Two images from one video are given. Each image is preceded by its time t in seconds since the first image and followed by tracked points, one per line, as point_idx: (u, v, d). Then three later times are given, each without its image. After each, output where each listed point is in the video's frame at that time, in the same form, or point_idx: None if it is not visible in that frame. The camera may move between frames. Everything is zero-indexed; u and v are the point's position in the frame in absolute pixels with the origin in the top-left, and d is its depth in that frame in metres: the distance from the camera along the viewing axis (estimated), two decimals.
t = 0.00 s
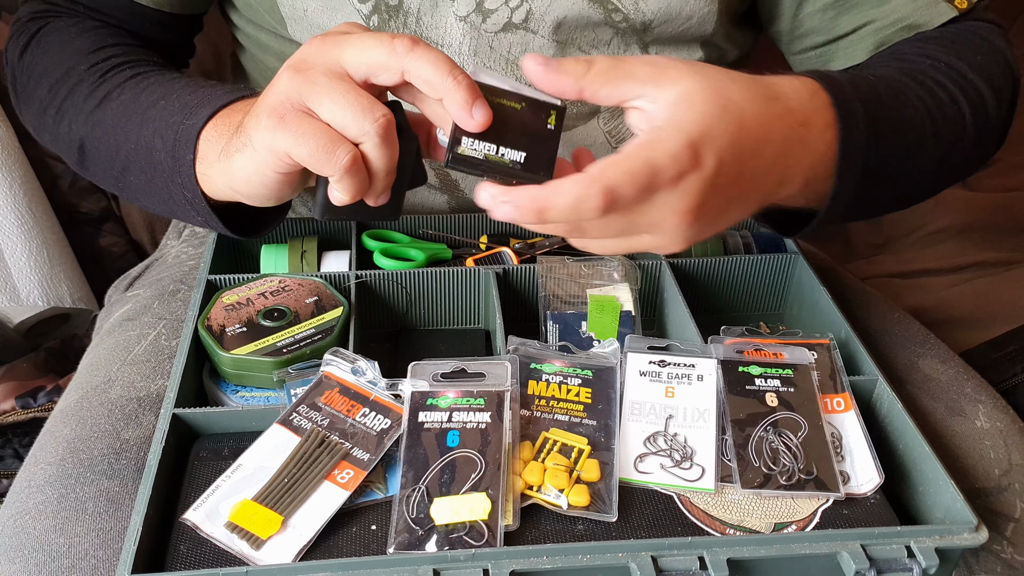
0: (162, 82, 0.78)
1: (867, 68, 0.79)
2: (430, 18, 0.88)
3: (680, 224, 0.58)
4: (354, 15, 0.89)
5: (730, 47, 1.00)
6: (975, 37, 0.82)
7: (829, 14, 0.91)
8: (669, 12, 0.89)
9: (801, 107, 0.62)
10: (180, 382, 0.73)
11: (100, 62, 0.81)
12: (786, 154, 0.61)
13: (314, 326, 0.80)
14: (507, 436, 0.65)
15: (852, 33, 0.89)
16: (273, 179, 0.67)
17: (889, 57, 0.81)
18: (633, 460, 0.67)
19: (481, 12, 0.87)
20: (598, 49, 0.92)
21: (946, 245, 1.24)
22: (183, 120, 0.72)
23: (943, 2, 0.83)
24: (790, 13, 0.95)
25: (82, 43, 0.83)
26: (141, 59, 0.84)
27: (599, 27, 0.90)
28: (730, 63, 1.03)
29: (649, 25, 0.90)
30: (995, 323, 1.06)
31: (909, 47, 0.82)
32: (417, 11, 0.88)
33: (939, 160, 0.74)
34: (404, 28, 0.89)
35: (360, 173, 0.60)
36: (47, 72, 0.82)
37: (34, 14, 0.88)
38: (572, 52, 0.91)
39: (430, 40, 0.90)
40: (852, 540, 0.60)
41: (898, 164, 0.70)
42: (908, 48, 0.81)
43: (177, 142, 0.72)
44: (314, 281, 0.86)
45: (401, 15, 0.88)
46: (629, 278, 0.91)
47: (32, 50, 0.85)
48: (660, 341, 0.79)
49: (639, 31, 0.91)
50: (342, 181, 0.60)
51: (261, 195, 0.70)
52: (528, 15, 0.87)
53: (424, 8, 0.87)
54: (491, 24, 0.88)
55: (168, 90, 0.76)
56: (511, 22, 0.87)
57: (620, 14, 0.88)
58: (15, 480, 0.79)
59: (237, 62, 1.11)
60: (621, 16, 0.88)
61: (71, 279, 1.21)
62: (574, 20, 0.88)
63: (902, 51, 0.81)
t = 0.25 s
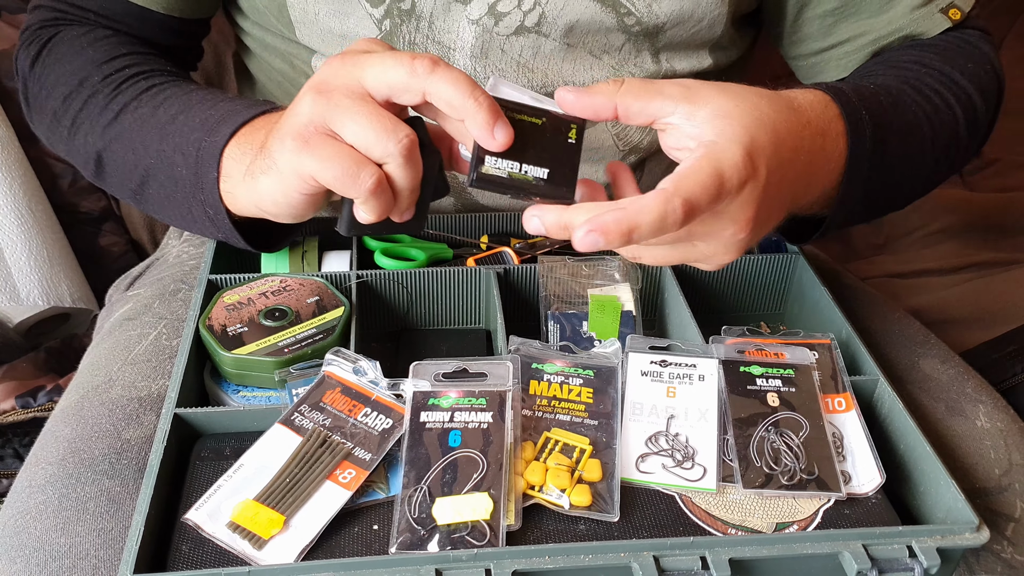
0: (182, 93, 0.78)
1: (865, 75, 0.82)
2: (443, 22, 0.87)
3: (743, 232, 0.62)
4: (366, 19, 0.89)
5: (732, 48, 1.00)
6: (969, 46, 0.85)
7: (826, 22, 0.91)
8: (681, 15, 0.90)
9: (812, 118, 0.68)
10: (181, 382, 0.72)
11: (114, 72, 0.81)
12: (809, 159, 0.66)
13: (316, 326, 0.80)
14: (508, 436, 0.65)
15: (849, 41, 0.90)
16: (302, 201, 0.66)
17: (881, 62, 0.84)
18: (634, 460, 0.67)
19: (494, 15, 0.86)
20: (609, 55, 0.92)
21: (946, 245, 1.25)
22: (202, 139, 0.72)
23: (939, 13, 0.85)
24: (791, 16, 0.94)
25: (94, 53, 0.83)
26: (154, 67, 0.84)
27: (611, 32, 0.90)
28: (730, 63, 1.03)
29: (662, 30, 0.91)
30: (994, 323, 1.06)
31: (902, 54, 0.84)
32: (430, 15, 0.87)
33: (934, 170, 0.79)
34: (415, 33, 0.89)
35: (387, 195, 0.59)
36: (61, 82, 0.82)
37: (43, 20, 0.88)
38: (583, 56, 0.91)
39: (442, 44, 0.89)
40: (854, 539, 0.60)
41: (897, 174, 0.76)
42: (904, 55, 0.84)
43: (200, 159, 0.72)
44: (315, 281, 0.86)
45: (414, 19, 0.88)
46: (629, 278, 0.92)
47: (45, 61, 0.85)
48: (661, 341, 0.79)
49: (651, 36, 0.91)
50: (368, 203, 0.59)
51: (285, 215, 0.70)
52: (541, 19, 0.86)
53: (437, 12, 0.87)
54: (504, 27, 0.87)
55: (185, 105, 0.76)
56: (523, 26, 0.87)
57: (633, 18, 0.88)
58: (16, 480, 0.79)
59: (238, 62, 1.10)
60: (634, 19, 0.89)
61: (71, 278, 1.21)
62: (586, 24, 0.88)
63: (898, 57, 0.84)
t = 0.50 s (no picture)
0: (178, 92, 0.77)
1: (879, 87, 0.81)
2: (439, 24, 0.87)
3: (796, 262, 0.58)
4: (362, 22, 0.88)
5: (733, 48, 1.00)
6: (975, 50, 0.84)
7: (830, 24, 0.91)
8: (678, 17, 0.89)
9: (843, 132, 0.66)
10: (181, 382, 0.72)
11: (111, 74, 0.81)
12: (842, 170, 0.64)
13: (315, 326, 0.80)
14: (508, 436, 0.65)
15: (853, 44, 0.90)
16: (287, 212, 0.67)
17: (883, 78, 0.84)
18: (634, 460, 0.67)
19: (491, 18, 0.86)
20: (606, 56, 0.92)
21: (946, 245, 1.25)
22: (190, 142, 0.71)
23: (944, 17, 0.84)
24: (796, 16, 0.94)
25: (92, 54, 0.83)
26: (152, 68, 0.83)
27: (608, 33, 0.89)
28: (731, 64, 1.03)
29: (658, 31, 0.90)
30: (994, 323, 1.06)
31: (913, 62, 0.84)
32: (425, 18, 0.87)
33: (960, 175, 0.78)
34: (412, 36, 0.88)
35: (370, 209, 0.61)
36: (61, 85, 0.82)
37: (44, 23, 0.88)
38: (580, 58, 0.91)
39: (438, 46, 0.89)
40: (853, 539, 0.60)
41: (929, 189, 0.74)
42: (911, 65, 0.83)
43: (188, 163, 0.71)
44: (315, 281, 0.86)
45: (410, 22, 0.87)
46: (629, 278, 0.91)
47: (45, 61, 0.85)
48: (661, 341, 0.79)
49: (648, 37, 0.91)
50: (352, 219, 0.61)
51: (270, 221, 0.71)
52: (537, 21, 0.86)
53: (433, 14, 0.87)
54: (500, 30, 0.87)
55: (173, 106, 0.75)
56: (519, 28, 0.87)
57: (629, 20, 0.88)
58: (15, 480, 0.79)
59: (239, 62, 1.10)
60: (630, 21, 0.88)
61: (71, 278, 1.21)
62: (582, 27, 0.88)
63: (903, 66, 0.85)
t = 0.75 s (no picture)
0: (162, 91, 0.78)
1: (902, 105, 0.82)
2: (424, 28, 0.87)
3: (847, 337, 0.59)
4: (348, 26, 0.89)
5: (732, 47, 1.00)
6: (990, 51, 0.85)
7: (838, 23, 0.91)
8: (665, 19, 0.89)
9: (886, 176, 0.67)
10: (180, 382, 0.73)
11: (98, 72, 0.82)
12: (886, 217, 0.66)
13: (314, 326, 0.80)
14: (507, 437, 0.65)
15: (861, 46, 0.90)
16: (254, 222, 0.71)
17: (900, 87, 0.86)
18: (633, 460, 0.67)
19: (477, 21, 0.86)
20: (595, 56, 0.92)
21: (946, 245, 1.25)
22: (164, 141, 0.73)
23: (953, 14, 0.85)
24: (801, 17, 0.94)
25: (83, 50, 0.84)
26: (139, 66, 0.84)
27: (595, 34, 0.89)
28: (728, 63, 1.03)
29: (645, 33, 0.90)
30: (995, 323, 1.06)
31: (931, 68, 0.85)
32: (411, 22, 0.87)
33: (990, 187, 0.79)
34: (398, 39, 0.88)
35: (330, 221, 0.65)
36: (52, 83, 0.84)
37: (41, 20, 0.90)
38: (568, 59, 0.91)
39: (424, 49, 0.88)
40: (852, 539, 0.60)
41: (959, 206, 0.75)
42: (925, 74, 0.84)
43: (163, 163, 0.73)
44: (314, 281, 0.86)
45: (395, 25, 0.87)
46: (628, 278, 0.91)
47: (40, 57, 0.86)
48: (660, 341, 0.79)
49: (635, 38, 0.91)
50: (315, 228, 0.65)
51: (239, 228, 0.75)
52: (524, 24, 0.86)
53: (418, 18, 0.87)
54: (487, 34, 0.87)
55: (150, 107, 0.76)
56: (506, 31, 0.87)
57: (615, 22, 0.88)
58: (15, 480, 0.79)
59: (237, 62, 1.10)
60: (617, 24, 0.89)
61: (71, 278, 1.21)
62: (569, 28, 0.88)
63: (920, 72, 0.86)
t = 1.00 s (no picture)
0: (150, 88, 0.78)
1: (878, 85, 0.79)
2: (427, 28, 0.87)
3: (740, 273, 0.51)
4: (351, 26, 0.89)
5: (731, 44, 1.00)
6: (980, 40, 0.82)
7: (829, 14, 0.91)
8: (667, 15, 0.89)
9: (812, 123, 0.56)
10: (181, 382, 0.73)
11: (86, 68, 0.82)
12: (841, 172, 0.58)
13: (315, 326, 0.80)
14: (508, 437, 0.65)
15: (851, 36, 0.89)
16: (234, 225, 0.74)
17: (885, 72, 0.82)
18: (634, 460, 0.67)
19: (479, 21, 0.86)
20: (598, 54, 0.91)
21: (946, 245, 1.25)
22: (145, 137, 0.73)
23: (944, 4, 0.83)
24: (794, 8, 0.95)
25: (73, 47, 0.84)
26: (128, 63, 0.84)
27: (597, 32, 0.89)
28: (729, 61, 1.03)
29: (648, 30, 0.90)
30: (995, 323, 1.06)
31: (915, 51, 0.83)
32: (414, 21, 0.87)
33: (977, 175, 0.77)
34: (401, 39, 0.89)
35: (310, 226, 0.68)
36: (41, 79, 0.84)
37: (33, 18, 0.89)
38: (571, 58, 0.91)
39: (428, 49, 0.89)
40: (853, 540, 0.60)
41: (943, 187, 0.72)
42: (911, 59, 0.81)
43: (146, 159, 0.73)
44: (314, 281, 0.86)
45: (399, 25, 0.88)
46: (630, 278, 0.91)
47: (31, 56, 0.86)
48: (661, 341, 0.79)
49: (638, 35, 0.91)
50: (298, 233, 0.68)
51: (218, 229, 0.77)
52: (527, 22, 0.86)
53: (421, 18, 0.87)
54: (489, 33, 0.87)
55: (132, 106, 0.76)
56: (509, 30, 0.87)
57: (618, 19, 0.88)
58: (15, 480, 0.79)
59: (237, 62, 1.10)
60: (619, 21, 0.88)
61: (71, 278, 1.21)
62: (571, 27, 0.88)
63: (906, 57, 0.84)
